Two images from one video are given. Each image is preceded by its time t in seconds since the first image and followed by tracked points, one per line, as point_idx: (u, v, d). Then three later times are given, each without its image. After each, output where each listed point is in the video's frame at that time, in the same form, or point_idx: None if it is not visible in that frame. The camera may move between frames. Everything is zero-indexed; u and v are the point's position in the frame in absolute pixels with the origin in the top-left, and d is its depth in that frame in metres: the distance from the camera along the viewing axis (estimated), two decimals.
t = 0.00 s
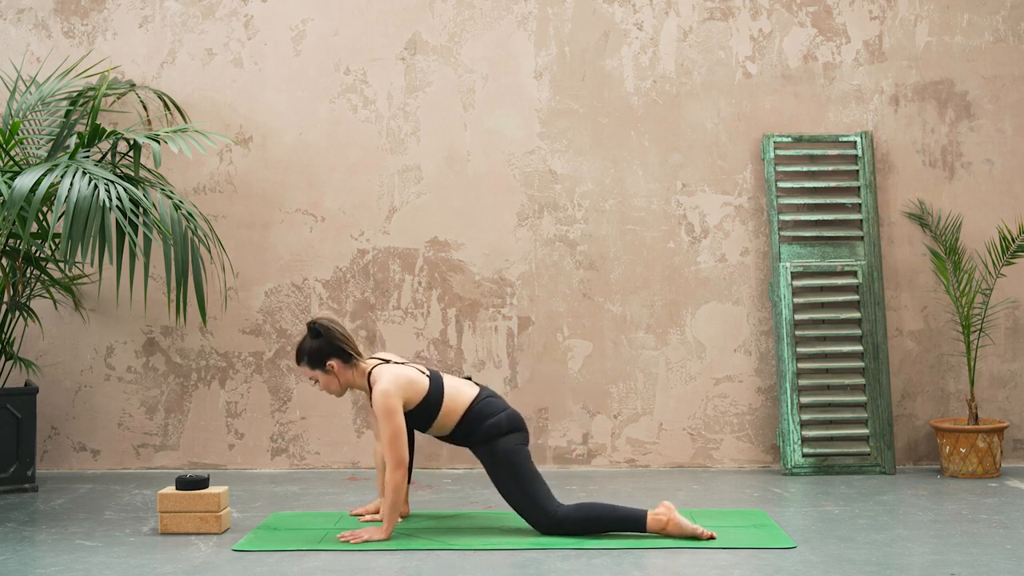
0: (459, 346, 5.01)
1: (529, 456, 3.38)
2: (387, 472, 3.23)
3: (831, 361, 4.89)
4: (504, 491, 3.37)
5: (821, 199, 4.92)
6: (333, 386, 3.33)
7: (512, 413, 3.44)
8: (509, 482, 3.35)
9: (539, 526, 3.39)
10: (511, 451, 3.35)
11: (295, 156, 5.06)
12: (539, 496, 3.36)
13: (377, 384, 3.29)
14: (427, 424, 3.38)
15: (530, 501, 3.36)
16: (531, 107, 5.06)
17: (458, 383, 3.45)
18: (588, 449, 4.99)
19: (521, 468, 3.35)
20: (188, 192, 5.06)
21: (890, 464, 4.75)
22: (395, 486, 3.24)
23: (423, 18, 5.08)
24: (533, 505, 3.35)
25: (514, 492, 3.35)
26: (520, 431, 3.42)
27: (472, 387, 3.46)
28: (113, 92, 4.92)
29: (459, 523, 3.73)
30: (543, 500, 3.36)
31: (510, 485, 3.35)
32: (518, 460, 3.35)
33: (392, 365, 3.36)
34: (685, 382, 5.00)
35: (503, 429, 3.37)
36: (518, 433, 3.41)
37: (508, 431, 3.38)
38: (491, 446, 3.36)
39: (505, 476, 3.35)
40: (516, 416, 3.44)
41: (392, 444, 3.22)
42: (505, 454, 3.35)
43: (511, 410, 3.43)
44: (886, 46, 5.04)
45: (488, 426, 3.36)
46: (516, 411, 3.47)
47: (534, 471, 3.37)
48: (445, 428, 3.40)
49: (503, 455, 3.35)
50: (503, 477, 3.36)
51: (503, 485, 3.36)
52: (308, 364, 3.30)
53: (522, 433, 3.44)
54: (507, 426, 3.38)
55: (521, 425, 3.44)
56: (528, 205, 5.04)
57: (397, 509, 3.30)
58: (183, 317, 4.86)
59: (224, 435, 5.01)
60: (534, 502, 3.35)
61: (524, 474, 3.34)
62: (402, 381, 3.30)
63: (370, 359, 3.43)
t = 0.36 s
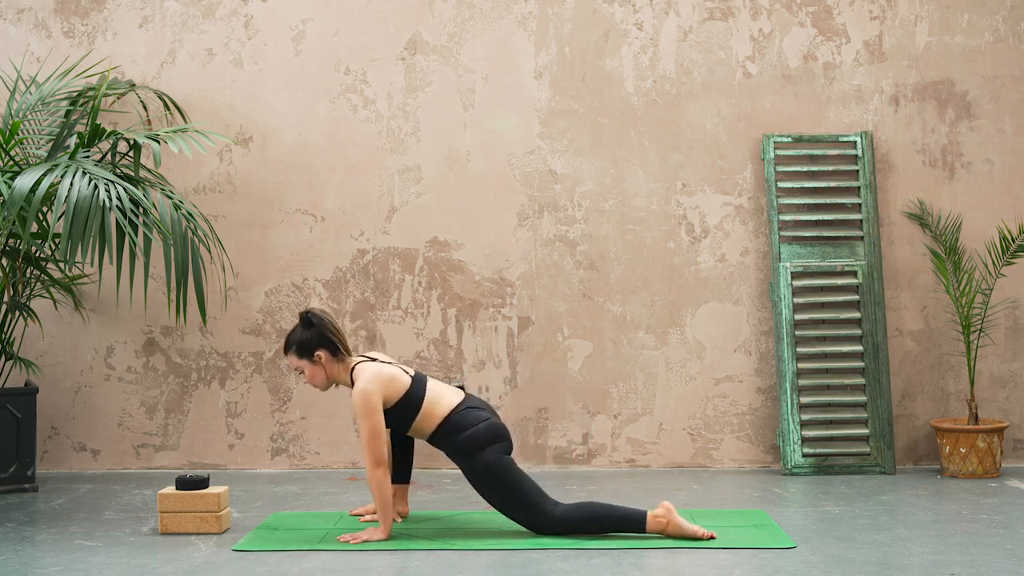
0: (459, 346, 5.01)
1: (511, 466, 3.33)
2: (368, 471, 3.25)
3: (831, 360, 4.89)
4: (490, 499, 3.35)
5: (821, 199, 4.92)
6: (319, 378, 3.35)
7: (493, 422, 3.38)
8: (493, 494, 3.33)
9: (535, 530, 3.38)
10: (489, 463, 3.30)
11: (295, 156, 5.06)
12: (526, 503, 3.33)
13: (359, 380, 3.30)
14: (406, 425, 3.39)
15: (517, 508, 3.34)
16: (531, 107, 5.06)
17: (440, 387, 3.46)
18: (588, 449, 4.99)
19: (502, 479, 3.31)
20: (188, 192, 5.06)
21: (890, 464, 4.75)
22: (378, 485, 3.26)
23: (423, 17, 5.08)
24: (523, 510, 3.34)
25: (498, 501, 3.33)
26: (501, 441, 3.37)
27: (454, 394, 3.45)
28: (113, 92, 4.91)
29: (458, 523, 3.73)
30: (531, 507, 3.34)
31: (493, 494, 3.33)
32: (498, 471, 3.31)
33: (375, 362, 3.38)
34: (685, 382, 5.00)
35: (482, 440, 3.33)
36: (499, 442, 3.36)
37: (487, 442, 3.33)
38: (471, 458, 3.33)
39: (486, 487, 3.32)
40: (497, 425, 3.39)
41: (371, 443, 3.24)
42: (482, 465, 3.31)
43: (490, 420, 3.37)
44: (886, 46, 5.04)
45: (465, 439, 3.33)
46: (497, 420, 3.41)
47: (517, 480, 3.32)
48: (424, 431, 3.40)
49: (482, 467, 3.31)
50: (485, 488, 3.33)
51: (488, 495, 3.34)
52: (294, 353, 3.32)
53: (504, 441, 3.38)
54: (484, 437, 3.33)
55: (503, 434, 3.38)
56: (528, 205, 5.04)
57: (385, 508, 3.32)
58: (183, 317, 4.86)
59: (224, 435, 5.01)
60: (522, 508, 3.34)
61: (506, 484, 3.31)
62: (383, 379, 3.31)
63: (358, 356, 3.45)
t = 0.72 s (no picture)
0: (459, 346, 5.01)
1: (500, 471, 3.25)
2: (358, 472, 3.25)
3: (831, 360, 4.89)
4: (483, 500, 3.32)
5: (821, 199, 4.92)
6: (315, 378, 3.36)
7: (484, 426, 3.28)
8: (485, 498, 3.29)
9: (533, 530, 3.36)
10: (475, 470, 3.24)
11: (295, 156, 5.06)
12: (519, 506, 3.29)
13: (348, 379, 3.30)
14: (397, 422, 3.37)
15: (511, 512, 3.31)
16: (531, 107, 5.06)
17: (431, 383, 3.42)
18: (589, 449, 4.99)
19: (489, 484, 3.25)
20: (188, 192, 5.06)
21: (890, 464, 4.75)
22: (370, 486, 3.27)
23: (423, 18, 5.08)
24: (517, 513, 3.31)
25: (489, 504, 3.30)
26: (492, 445, 3.25)
27: (446, 391, 3.40)
28: (113, 92, 4.92)
29: (458, 523, 3.73)
30: (524, 510, 3.30)
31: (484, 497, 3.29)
32: (486, 476, 3.25)
33: (366, 361, 3.37)
34: (685, 382, 5.00)
35: (468, 446, 3.25)
36: (489, 446, 3.25)
37: (473, 448, 3.25)
38: (459, 462, 3.28)
39: (476, 490, 3.28)
40: (488, 429, 3.28)
41: (360, 444, 3.24)
42: (469, 471, 3.26)
43: (480, 425, 3.28)
44: (886, 46, 5.04)
45: (452, 445, 3.28)
46: (488, 422, 3.30)
47: (507, 486, 3.26)
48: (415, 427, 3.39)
49: (469, 472, 3.26)
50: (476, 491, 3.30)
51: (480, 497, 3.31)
52: (293, 352, 3.34)
53: (497, 445, 3.27)
54: (471, 444, 3.26)
55: (494, 437, 3.27)
56: (528, 205, 5.04)
57: (379, 507, 3.33)
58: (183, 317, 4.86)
59: (224, 435, 5.01)
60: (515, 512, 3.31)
61: (495, 488, 3.25)
62: (370, 377, 3.30)
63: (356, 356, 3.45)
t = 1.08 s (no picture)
0: (459, 346, 5.01)
1: (520, 461, 3.24)
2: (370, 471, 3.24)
3: (831, 360, 4.89)
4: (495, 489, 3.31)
5: (821, 199, 4.92)
6: (342, 379, 3.35)
7: (511, 413, 3.27)
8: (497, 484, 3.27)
9: (534, 524, 3.35)
10: (496, 455, 3.23)
11: (295, 156, 5.06)
12: (529, 500, 3.29)
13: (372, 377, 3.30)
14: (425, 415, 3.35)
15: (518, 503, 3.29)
16: (531, 107, 5.06)
17: (452, 370, 3.41)
18: (589, 449, 4.99)
19: (507, 472, 3.24)
20: (188, 192, 5.06)
21: (890, 464, 4.74)
22: (379, 486, 3.25)
23: (423, 18, 5.08)
24: (526, 508, 3.31)
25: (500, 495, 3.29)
26: (515, 434, 3.24)
27: (472, 377, 3.38)
28: (113, 92, 4.92)
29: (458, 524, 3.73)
30: (535, 504, 3.30)
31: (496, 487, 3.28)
32: (503, 466, 3.23)
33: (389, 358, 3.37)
34: (685, 382, 5.00)
35: (490, 432, 3.24)
36: (512, 435, 3.24)
37: (496, 433, 3.23)
38: (479, 447, 3.27)
39: (491, 478, 3.27)
40: (514, 417, 3.27)
41: (376, 442, 3.23)
42: (488, 457, 3.24)
43: (506, 411, 3.27)
44: (886, 46, 5.04)
45: (477, 427, 3.27)
46: (514, 410, 3.29)
47: (521, 477, 3.24)
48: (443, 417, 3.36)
49: (488, 458, 3.25)
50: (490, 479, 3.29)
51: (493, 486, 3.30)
52: (321, 353, 3.33)
53: (521, 434, 3.25)
54: (494, 428, 3.24)
55: (518, 426, 3.25)
56: (528, 205, 5.04)
57: (384, 509, 3.31)
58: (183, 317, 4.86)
59: (224, 435, 5.01)
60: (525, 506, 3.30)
61: (510, 479, 3.24)
62: (394, 373, 3.30)
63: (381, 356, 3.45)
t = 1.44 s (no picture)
0: (459, 346, 5.01)
1: (552, 448, 3.29)
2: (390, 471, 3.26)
3: (831, 361, 4.89)
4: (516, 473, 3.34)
5: (821, 199, 4.92)
6: (370, 384, 3.32)
7: (550, 399, 3.33)
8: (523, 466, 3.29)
9: (541, 515, 3.37)
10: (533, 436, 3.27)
11: (295, 156, 5.06)
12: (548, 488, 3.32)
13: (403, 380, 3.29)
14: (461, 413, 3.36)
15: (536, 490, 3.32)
16: (531, 107, 5.06)
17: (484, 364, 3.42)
18: (588, 449, 4.99)
19: (538, 457, 3.28)
20: (188, 192, 5.06)
21: (890, 464, 4.74)
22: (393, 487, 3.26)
23: (423, 18, 5.08)
24: (540, 497, 3.33)
25: (521, 480, 3.31)
26: (553, 420, 3.29)
27: (505, 369, 3.42)
28: (113, 92, 4.92)
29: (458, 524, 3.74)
30: (551, 494, 3.33)
31: (520, 471, 3.31)
32: (535, 450, 3.27)
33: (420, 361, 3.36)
34: (685, 382, 5.00)
35: (529, 415, 3.28)
36: (550, 421, 3.29)
37: (535, 417, 3.28)
38: (513, 430, 3.30)
39: (518, 461, 3.30)
40: (554, 404, 3.32)
41: (401, 443, 3.24)
42: (524, 438, 3.28)
43: (547, 395, 3.33)
44: (886, 46, 5.04)
45: (516, 408, 3.30)
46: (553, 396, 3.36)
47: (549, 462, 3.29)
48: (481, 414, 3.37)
49: (521, 440, 3.28)
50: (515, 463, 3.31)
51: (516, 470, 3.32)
52: (349, 358, 3.31)
53: (558, 421, 3.31)
54: (535, 410, 3.29)
55: (556, 414, 3.31)
56: (528, 205, 5.04)
57: (389, 512, 3.31)
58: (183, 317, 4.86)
59: (224, 435, 5.01)
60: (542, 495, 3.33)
61: (539, 464, 3.28)
62: (427, 376, 3.30)
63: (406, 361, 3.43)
